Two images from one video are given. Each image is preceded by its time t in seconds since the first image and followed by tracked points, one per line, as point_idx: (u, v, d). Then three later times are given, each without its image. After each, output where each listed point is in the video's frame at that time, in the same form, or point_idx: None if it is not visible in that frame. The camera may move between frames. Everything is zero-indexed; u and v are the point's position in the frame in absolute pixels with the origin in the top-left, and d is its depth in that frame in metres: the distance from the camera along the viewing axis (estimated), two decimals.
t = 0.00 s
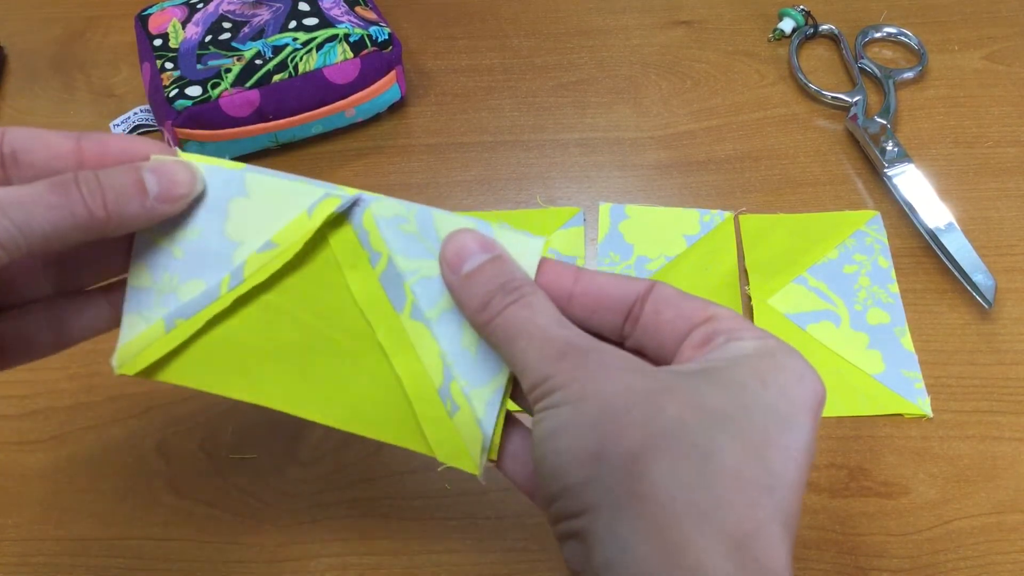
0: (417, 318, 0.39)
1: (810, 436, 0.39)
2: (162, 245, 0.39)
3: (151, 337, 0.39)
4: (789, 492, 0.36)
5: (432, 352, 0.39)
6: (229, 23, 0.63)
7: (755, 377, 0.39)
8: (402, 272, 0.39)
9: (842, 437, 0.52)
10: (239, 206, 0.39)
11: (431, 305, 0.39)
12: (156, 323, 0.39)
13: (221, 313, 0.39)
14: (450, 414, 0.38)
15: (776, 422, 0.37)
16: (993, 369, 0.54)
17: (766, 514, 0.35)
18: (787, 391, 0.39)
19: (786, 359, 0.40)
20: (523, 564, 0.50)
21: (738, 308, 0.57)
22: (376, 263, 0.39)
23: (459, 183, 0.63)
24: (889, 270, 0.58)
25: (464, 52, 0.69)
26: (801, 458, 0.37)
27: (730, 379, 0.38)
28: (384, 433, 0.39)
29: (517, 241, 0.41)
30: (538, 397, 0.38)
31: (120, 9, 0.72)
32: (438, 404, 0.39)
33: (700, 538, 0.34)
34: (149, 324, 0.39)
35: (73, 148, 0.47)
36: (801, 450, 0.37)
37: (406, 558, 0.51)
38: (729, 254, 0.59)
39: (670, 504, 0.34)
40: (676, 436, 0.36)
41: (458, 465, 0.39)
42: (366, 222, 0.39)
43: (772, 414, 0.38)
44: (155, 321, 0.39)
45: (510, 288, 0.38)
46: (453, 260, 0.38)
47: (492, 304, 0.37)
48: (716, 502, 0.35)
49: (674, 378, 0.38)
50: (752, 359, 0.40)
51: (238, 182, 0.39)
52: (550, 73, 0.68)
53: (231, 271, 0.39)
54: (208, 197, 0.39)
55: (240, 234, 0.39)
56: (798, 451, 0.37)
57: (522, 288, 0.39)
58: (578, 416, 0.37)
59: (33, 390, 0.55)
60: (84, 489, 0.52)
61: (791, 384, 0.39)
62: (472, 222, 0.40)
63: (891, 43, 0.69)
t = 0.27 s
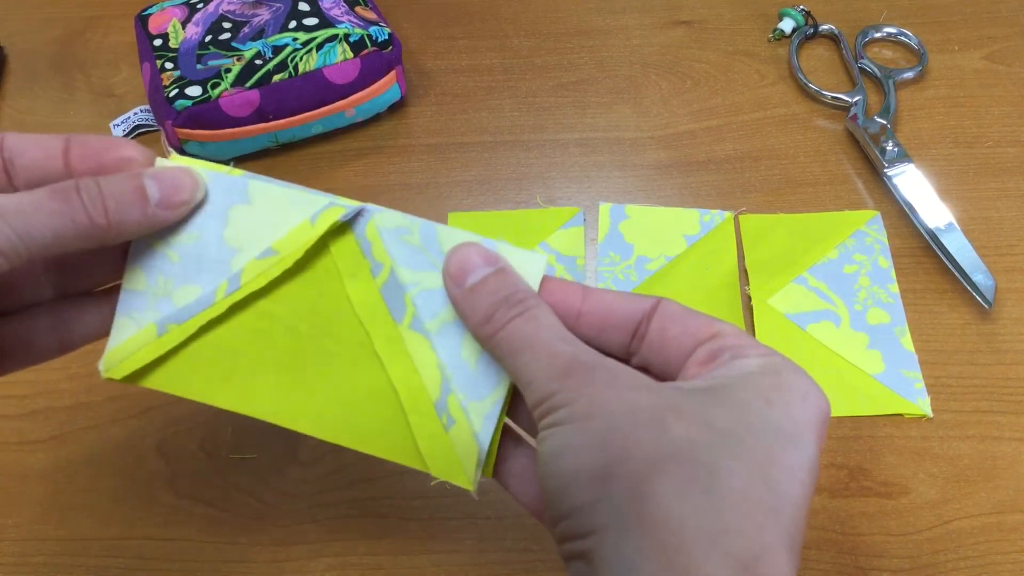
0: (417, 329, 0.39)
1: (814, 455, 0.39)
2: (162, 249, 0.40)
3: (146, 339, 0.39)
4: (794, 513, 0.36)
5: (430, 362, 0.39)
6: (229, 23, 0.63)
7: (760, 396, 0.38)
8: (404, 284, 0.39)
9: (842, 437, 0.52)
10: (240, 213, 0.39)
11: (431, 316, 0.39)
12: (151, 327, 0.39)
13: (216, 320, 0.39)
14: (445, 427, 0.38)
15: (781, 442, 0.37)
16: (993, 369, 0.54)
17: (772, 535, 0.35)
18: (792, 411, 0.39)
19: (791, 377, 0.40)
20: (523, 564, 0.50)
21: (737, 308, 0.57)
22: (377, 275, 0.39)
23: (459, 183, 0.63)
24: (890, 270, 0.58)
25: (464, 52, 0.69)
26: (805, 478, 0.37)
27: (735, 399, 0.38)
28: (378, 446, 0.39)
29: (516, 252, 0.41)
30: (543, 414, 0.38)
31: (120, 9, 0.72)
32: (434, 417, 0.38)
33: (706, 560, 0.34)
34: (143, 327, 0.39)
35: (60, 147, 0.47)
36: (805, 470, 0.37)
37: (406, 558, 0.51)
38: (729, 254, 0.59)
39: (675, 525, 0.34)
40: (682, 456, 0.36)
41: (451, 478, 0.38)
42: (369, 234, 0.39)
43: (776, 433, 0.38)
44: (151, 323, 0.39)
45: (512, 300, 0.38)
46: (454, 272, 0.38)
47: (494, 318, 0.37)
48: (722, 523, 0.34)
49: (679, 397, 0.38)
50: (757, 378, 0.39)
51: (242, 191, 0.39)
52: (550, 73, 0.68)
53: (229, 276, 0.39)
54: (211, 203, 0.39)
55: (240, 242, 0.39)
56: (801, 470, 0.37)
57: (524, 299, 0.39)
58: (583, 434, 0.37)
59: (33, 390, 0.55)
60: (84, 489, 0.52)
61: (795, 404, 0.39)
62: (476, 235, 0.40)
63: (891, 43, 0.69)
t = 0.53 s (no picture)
0: (428, 340, 0.39)
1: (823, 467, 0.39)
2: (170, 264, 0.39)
3: (157, 355, 0.39)
4: (804, 526, 0.36)
5: (441, 374, 0.38)
6: (229, 23, 0.63)
7: (768, 408, 0.38)
8: (414, 295, 0.39)
9: (842, 437, 0.52)
10: (249, 226, 0.39)
11: (441, 327, 0.39)
12: (161, 343, 0.39)
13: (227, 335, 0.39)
14: (459, 438, 0.38)
15: (790, 455, 0.37)
16: (993, 369, 0.54)
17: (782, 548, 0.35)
18: (801, 424, 0.39)
19: (800, 391, 0.40)
20: (523, 564, 0.50)
21: (737, 308, 0.57)
22: (388, 286, 0.39)
23: (459, 183, 0.63)
24: (890, 270, 0.58)
25: (464, 52, 0.69)
26: (815, 490, 0.37)
27: (743, 411, 0.38)
28: (391, 458, 0.39)
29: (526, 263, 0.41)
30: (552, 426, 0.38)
31: (120, 9, 0.72)
32: (447, 428, 0.38)
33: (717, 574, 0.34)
34: (153, 344, 0.39)
35: (38, 143, 0.48)
36: (814, 483, 0.37)
37: (407, 558, 0.51)
38: (729, 253, 0.59)
39: (686, 538, 0.34)
40: (692, 468, 0.36)
41: (465, 490, 0.38)
42: (379, 246, 0.39)
43: (784, 445, 0.38)
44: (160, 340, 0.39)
45: (523, 310, 0.38)
46: (466, 282, 0.38)
47: (505, 327, 0.37)
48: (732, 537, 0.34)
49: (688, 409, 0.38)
50: (765, 390, 0.40)
51: (251, 205, 0.39)
52: (549, 73, 0.68)
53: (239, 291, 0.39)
54: (219, 218, 0.39)
55: (250, 257, 0.39)
56: (811, 483, 0.37)
57: (535, 309, 0.39)
58: (593, 445, 0.37)
59: (33, 390, 0.55)
60: (84, 489, 0.52)
61: (805, 417, 0.39)
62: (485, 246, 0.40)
63: (891, 43, 0.69)
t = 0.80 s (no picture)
0: (425, 361, 0.39)
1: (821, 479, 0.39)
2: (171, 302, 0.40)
3: (161, 390, 0.39)
4: (804, 539, 0.36)
5: (439, 398, 0.38)
6: (229, 23, 0.63)
7: (765, 423, 0.39)
8: (410, 314, 0.39)
9: (842, 437, 0.52)
10: (245, 258, 0.40)
11: (437, 347, 0.39)
12: (164, 379, 0.39)
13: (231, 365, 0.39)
14: (465, 457, 0.37)
15: (788, 469, 0.37)
16: (993, 369, 0.54)
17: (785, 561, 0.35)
18: (798, 437, 0.39)
19: (798, 403, 0.40)
20: (524, 564, 0.50)
21: (737, 308, 0.57)
22: (384, 306, 0.39)
23: (459, 184, 0.63)
24: (890, 270, 0.58)
25: (464, 52, 0.69)
26: (813, 503, 0.37)
27: (741, 426, 0.38)
28: (395, 481, 0.38)
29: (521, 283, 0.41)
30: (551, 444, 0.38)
31: (120, 9, 0.72)
32: (451, 448, 0.38)
33: None
34: (157, 380, 0.39)
35: (75, 153, 0.49)
36: (812, 496, 0.37)
37: (407, 559, 0.51)
38: (729, 254, 0.59)
39: (688, 555, 0.34)
40: (692, 484, 0.36)
41: (473, 508, 0.37)
42: (372, 269, 0.39)
43: (782, 459, 0.38)
44: (164, 375, 0.39)
45: (521, 328, 0.38)
46: (462, 301, 0.38)
47: (503, 345, 0.37)
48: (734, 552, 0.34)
49: (686, 425, 0.38)
50: (761, 404, 0.40)
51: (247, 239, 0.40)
52: (549, 73, 0.68)
53: (238, 321, 0.39)
54: (217, 252, 0.40)
55: (247, 286, 0.39)
56: (810, 496, 0.37)
57: (532, 327, 0.39)
58: (593, 463, 0.37)
59: (33, 390, 0.55)
60: (84, 489, 0.52)
61: (802, 430, 0.39)
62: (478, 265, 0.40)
63: (891, 43, 0.69)
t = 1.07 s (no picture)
0: (417, 366, 0.39)
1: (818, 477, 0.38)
2: (163, 310, 0.40)
3: (151, 399, 0.39)
4: (801, 537, 0.36)
5: (430, 403, 0.38)
6: (229, 23, 0.63)
7: (761, 421, 0.38)
8: (402, 319, 0.39)
9: (841, 437, 0.52)
10: (238, 264, 0.40)
11: (429, 353, 0.39)
12: (154, 387, 0.39)
13: (215, 375, 0.39)
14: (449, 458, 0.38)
15: (784, 467, 0.37)
16: (993, 369, 0.54)
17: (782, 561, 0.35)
18: (793, 434, 0.39)
19: (793, 402, 0.40)
20: (523, 565, 0.50)
21: (737, 308, 0.57)
22: (376, 311, 0.39)
23: (459, 184, 0.63)
24: (890, 270, 0.58)
25: (464, 52, 0.69)
26: (810, 501, 0.37)
27: (736, 425, 0.38)
28: (381, 485, 0.38)
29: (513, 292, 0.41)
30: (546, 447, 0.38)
31: (120, 9, 0.72)
32: (435, 449, 0.38)
33: None
34: (147, 388, 0.39)
35: (85, 162, 0.49)
36: (810, 494, 0.37)
37: (406, 559, 0.51)
38: (729, 254, 0.59)
39: (683, 555, 0.34)
40: (687, 484, 0.36)
41: (456, 512, 0.37)
42: (367, 274, 0.40)
43: (778, 457, 0.37)
44: (154, 383, 0.39)
45: (510, 333, 0.38)
46: (453, 307, 0.39)
47: (493, 350, 0.38)
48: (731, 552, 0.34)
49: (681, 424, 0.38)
50: (757, 402, 0.39)
51: (240, 245, 0.40)
52: (549, 73, 0.68)
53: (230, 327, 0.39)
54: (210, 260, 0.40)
55: (239, 292, 0.39)
56: (807, 495, 0.37)
57: (523, 332, 0.39)
58: (588, 465, 0.37)
59: (33, 390, 0.55)
60: (84, 489, 0.52)
61: (798, 427, 0.39)
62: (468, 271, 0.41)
63: (891, 43, 0.69)
